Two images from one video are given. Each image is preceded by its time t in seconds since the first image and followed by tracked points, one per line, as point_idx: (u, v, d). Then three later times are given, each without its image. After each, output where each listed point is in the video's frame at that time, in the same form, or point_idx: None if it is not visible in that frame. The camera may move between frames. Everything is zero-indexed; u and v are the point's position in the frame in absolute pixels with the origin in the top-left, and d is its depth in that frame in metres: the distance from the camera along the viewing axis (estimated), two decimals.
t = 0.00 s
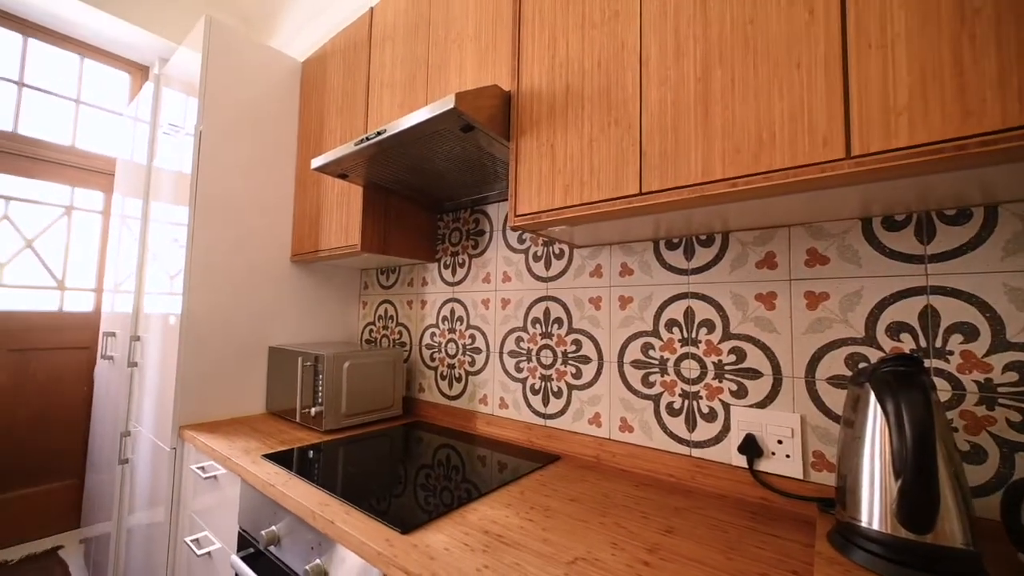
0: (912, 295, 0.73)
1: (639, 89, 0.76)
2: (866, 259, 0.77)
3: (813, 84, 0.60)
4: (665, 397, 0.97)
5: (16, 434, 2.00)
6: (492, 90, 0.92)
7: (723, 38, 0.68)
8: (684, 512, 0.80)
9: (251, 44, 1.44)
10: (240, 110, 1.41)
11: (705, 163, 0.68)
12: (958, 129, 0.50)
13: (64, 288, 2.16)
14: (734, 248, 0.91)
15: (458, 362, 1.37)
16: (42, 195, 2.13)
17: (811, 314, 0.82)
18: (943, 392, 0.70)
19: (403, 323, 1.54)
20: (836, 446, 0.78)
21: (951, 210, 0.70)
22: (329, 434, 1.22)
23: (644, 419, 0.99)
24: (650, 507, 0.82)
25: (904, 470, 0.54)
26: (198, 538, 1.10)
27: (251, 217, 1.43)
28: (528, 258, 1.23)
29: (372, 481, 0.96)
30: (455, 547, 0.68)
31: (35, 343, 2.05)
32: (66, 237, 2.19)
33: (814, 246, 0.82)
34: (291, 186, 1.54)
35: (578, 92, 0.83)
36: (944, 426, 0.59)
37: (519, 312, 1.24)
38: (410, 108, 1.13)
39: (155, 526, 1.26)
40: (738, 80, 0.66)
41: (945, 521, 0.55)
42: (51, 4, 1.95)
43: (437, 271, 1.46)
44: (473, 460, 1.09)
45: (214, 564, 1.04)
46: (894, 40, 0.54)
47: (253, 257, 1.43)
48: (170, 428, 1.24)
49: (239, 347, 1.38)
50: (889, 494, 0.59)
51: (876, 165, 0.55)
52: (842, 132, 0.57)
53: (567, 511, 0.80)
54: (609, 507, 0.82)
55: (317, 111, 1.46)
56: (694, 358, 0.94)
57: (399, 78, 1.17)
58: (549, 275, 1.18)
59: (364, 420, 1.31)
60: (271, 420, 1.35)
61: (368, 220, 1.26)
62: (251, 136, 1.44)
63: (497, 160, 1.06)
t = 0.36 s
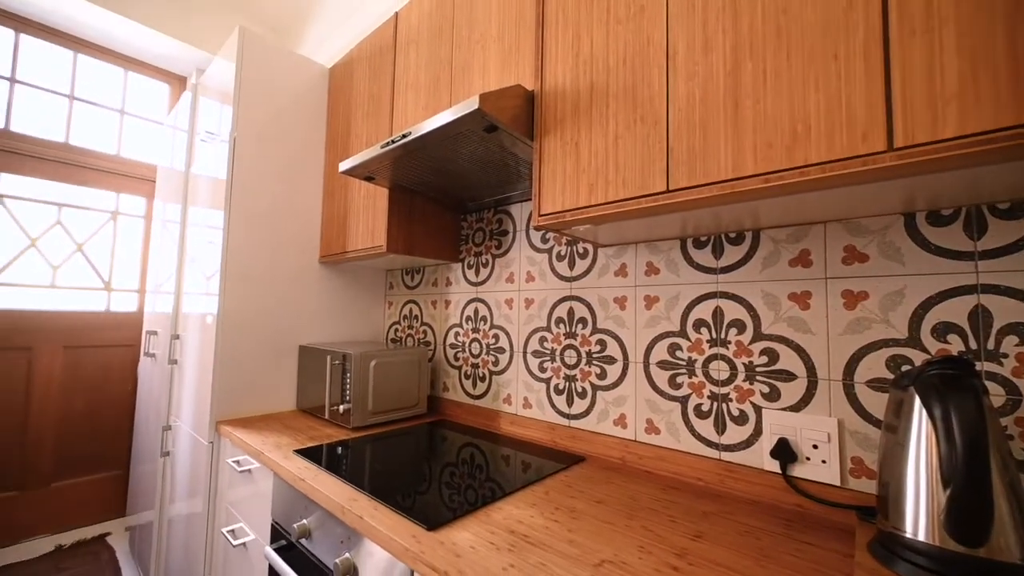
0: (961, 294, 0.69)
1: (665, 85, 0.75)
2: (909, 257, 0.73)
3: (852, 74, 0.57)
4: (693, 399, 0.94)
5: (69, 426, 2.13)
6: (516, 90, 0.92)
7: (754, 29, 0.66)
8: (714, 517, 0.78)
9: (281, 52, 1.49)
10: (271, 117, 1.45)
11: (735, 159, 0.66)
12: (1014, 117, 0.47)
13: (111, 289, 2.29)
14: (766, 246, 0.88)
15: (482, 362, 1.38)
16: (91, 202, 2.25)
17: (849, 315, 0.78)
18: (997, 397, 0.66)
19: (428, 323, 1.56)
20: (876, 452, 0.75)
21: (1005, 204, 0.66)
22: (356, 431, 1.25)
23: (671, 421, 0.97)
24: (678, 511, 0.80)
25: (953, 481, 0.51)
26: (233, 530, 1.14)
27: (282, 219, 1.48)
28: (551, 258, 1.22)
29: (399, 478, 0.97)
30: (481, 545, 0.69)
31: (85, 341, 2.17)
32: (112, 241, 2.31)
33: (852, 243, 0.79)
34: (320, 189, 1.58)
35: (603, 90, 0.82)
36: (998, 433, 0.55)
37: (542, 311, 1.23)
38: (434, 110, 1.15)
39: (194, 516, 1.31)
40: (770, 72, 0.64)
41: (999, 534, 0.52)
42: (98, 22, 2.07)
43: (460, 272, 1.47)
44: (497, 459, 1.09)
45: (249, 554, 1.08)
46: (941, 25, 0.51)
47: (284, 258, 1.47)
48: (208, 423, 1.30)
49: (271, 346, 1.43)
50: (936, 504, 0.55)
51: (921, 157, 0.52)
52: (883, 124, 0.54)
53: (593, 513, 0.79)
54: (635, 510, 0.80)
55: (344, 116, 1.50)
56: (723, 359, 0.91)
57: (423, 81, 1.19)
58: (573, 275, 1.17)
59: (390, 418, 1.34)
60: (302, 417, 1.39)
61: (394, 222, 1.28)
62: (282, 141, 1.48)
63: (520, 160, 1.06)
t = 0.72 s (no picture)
0: (1019, 293, 0.64)
1: (694, 79, 0.73)
2: (959, 253, 0.69)
3: (896, 61, 0.54)
4: (724, 401, 0.92)
5: (118, 418, 2.26)
6: (541, 89, 0.92)
7: (790, 18, 0.63)
8: (747, 523, 0.75)
9: (312, 59, 1.54)
10: (302, 122, 1.50)
11: (769, 153, 0.64)
12: None
13: (155, 290, 2.41)
14: (802, 243, 0.85)
15: (507, 361, 1.38)
16: (137, 208, 2.38)
17: (892, 315, 0.75)
18: None
19: (453, 323, 1.58)
20: (923, 460, 0.71)
21: None
22: (384, 429, 1.27)
23: (701, 424, 0.95)
24: (710, 516, 0.78)
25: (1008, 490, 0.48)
26: (268, 522, 1.18)
27: (313, 222, 1.52)
28: (576, 257, 1.22)
29: (426, 476, 0.99)
30: (508, 545, 0.69)
31: (132, 338, 2.30)
32: (156, 244, 2.44)
33: (895, 240, 0.75)
34: (348, 191, 1.62)
35: (629, 86, 0.81)
36: None
37: (567, 311, 1.23)
38: (459, 111, 1.16)
39: (232, 508, 1.37)
40: (807, 62, 0.61)
41: None
42: (143, 37, 2.20)
43: (485, 272, 1.49)
44: (522, 459, 1.09)
45: (283, 546, 1.11)
46: (997, 6, 0.48)
47: (314, 259, 1.51)
48: (244, 418, 1.35)
49: (302, 344, 1.47)
50: (991, 517, 0.52)
51: (974, 147, 0.49)
52: (932, 113, 0.51)
53: (620, 516, 0.78)
54: (664, 514, 0.79)
55: (371, 120, 1.53)
56: (756, 360, 0.89)
57: (448, 83, 1.20)
58: (598, 274, 1.16)
59: (416, 416, 1.36)
60: (331, 414, 1.43)
61: (420, 223, 1.30)
62: (312, 145, 1.53)
63: (544, 160, 1.06)
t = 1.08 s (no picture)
0: None
1: (720, 73, 0.71)
2: (1008, 250, 0.65)
3: (938, 49, 0.52)
4: (752, 403, 0.90)
5: (155, 414, 2.36)
6: (563, 88, 0.92)
7: (822, 7, 0.61)
8: (776, 529, 0.73)
9: (336, 65, 1.57)
10: (327, 126, 1.54)
11: (800, 148, 0.62)
12: None
13: (189, 291, 2.51)
14: (834, 241, 0.82)
15: (528, 361, 1.38)
16: (172, 212, 2.48)
17: (932, 315, 0.71)
18: None
19: (474, 322, 1.60)
20: (968, 468, 0.67)
21: None
22: (407, 427, 1.29)
23: (727, 427, 0.93)
24: (737, 521, 0.76)
25: None
26: (296, 516, 1.22)
27: (337, 224, 1.55)
28: (598, 257, 1.21)
29: (448, 474, 1.00)
30: (530, 544, 0.69)
31: (168, 337, 2.40)
32: (190, 246, 2.54)
33: (936, 236, 0.71)
34: (371, 193, 1.65)
35: (653, 82, 0.80)
36: None
37: (589, 311, 1.22)
38: (479, 112, 1.17)
39: (261, 501, 1.41)
40: (840, 52, 0.59)
41: None
42: (177, 47, 2.29)
43: (506, 272, 1.49)
44: (543, 459, 1.09)
45: (310, 540, 1.14)
46: None
47: (339, 260, 1.55)
48: (272, 415, 1.39)
49: (328, 343, 1.51)
50: None
51: None
52: (978, 101, 0.49)
53: (644, 518, 0.77)
54: (689, 518, 0.77)
55: (393, 123, 1.56)
56: (785, 362, 0.86)
57: (469, 84, 1.21)
58: (620, 274, 1.15)
59: (438, 415, 1.37)
60: (356, 412, 1.46)
61: (441, 224, 1.31)
62: (337, 149, 1.56)
63: (566, 159, 1.06)
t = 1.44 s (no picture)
0: None
1: (744, 68, 0.70)
2: None
3: (978, 37, 0.49)
4: (777, 406, 0.87)
5: (185, 410, 2.45)
6: (581, 87, 0.91)
7: None
8: (804, 536, 0.71)
9: (356, 68, 1.60)
10: (347, 129, 1.56)
11: (828, 142, 0.60)
12: None
13: (216, 291, 2.59)
14: (865, 238, 0.79)
15: (546, 361, 1.38)
16: (200, 215, 2.56)
17: (972, 315, 0.68)
18: None
19: (492, 322, 1.60)
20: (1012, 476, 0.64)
21: None
22: (426, 426, 1.30)
23: (751, 430, 0.91)
24: (762, 526, 0.74)
25: None
26: (319, 511, 1.24)
27: (358, 225, 1.58)
28: (617, 257, 1.19)
29: (467, 473, 1.00)
30: (550, 545, 0.68)
31: (196, 336, 2.48)
32: (217, 248, 2.62)
33: (976, 233, 0.68)
34: (390, 195, 1.68)
35: (673, 78, 0.79)
36: None
37: (608, 311, 1.21)
38: (497, 112, 1.17)
39: (286, 496, 1.45)
40: (871, 43, 0.57)
41: None
42: (204, 56, 2.37)
43: (524, 272, 1.49)
44: (562, 459, 1.08)
45: (332, 535, 1.17)
46: None
47: (359, 261, 1.57)
48: (296, 412, 1.42)
49: (349, 343, 1.53)
50: None
51: None
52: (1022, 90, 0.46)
53: (666, 521, 0.76)
54: (712, 522, 0.76)
55: (412, 125, 1.57)
56: (813, 363, 0.84)
57: (487, 85, 1.21)
58: (640, 273, 1.14)
59: (457, 414, 1.38)
60: (376, 410, 1.48)
61: (460, 224, 1.32)
62: (357, 152, 1.59)
63: (584, 158, 1.05)
